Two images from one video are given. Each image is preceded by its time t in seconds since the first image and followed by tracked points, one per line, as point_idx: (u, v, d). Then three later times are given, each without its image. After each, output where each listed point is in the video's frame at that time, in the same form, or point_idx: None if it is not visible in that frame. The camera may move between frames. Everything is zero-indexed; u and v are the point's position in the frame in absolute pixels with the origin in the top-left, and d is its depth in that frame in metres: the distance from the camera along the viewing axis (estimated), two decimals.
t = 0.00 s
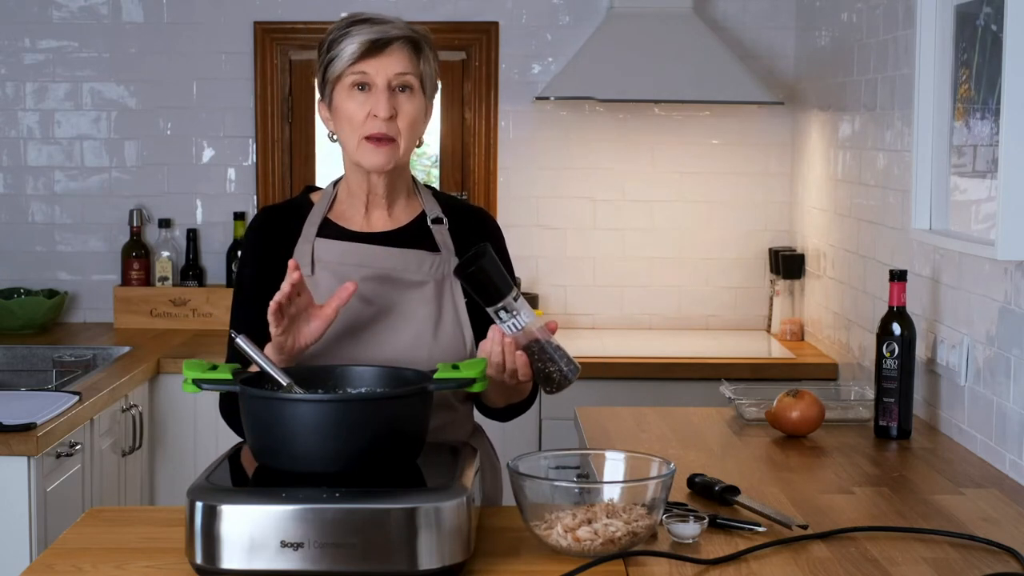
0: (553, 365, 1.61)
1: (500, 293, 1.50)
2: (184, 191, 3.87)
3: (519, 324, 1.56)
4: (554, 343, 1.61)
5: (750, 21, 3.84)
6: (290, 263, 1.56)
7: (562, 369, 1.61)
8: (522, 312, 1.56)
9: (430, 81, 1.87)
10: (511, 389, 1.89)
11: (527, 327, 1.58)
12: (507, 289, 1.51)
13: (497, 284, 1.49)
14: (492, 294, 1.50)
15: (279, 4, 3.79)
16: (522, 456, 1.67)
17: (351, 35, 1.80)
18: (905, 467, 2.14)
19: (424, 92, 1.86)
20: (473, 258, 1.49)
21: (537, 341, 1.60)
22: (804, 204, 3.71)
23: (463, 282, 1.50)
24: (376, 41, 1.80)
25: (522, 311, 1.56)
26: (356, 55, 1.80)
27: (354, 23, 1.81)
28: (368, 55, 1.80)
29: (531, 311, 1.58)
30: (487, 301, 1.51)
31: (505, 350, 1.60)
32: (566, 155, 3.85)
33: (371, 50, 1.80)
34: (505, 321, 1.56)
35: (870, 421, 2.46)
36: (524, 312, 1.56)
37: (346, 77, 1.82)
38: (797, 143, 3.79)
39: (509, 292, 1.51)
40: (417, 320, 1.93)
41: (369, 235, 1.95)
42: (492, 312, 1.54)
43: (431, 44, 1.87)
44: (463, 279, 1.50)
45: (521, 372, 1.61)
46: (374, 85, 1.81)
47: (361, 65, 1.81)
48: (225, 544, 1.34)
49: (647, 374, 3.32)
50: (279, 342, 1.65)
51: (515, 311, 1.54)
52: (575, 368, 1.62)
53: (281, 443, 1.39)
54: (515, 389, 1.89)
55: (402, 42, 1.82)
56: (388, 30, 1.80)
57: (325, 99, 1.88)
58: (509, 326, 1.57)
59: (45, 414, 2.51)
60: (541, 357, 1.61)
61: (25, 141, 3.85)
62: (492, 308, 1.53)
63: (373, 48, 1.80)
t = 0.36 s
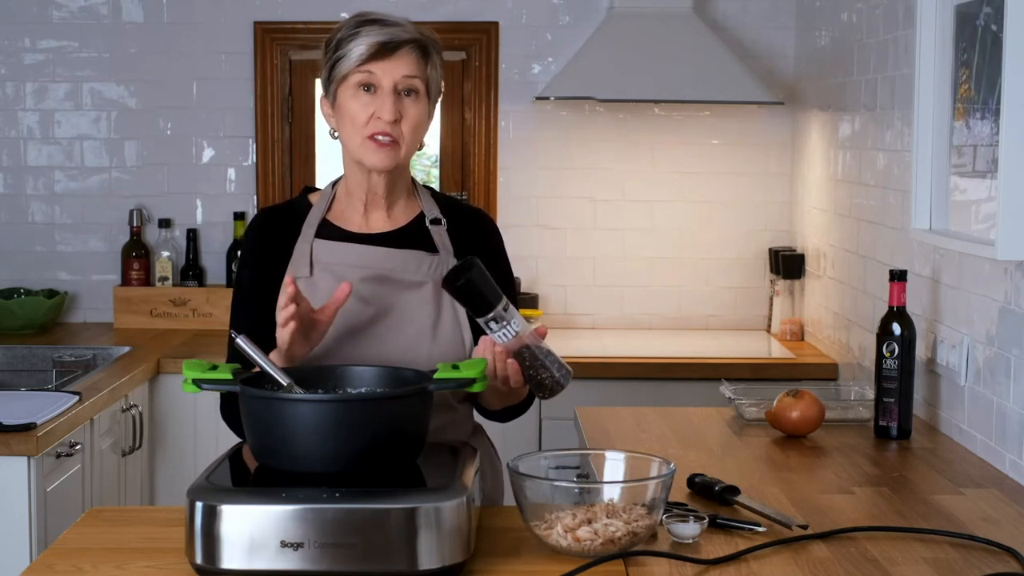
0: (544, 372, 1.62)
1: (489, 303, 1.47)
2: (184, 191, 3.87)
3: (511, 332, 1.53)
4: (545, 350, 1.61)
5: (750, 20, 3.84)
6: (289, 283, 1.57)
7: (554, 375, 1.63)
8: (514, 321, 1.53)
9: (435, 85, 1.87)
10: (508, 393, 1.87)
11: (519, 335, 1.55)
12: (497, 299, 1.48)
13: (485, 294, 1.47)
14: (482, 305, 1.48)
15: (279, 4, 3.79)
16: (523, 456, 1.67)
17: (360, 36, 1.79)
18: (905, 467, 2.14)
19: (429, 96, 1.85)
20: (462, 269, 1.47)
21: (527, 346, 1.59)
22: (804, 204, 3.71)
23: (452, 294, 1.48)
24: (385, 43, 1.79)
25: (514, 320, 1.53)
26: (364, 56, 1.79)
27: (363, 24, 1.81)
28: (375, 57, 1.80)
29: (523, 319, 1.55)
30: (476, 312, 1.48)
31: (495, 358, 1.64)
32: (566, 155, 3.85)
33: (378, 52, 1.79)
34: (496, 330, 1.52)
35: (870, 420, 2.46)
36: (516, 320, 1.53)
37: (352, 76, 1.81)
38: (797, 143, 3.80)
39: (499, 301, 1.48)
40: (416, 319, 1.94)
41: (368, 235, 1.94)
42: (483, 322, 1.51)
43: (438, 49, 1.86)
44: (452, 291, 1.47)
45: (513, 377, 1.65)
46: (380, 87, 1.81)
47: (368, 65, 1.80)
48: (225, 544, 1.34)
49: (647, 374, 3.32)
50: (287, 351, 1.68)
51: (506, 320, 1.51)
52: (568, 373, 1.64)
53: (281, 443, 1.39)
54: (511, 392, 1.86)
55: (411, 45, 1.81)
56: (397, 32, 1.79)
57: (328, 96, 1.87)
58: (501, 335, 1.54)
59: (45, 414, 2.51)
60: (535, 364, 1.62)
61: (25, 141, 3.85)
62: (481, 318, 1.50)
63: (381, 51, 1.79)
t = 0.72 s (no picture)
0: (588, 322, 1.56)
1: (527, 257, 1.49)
2: (184, 191, 3.87)
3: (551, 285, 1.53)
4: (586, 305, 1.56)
5: (750, 21, 3.84)
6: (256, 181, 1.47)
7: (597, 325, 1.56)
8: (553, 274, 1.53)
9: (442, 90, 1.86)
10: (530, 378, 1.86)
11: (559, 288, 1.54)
12: (535, 251, 1.49)
13: (522, 247, 1.49)
14: (520, 259, 1.50)
15: (279, 4, 3.79)
16: (523, 456, 1.67)
17: (369, 44, 1.78)
18: (905, 467, 2.14)
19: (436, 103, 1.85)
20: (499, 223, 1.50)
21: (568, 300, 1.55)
22: (804, 204, 3.71)
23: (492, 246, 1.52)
24: (394, 53, 1.78)
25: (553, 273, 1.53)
26: (372, 65, 1.78)
27: (372, 31, 1.79)
28: (384, 67, 1.79)
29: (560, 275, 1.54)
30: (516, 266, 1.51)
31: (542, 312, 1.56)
32: (566, 155, 3.85)
33: (387, 62, 1.79)
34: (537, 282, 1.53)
35: (870, 421, 2.46)
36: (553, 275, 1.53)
37: (360, 84, 1.80)
38: (797, 143, 3.80)
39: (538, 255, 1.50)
40: (417, 318, 1.93)
41: (370, 234, 1.95)
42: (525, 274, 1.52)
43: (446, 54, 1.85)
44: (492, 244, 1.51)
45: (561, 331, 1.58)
46: (387, 96, 1.80)
47: (377, 75, 1.79)
48: (225, 544, 1.34)
49: (647, 374, 3.32)
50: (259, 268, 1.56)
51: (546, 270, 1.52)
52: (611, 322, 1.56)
53: (281, 443, 1.39)
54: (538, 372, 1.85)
55: (420, 56, 1.80)
56: (406, 42, 1.78)
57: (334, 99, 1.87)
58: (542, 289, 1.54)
59: (45, 414, 2.51)
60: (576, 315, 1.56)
61: (25, 141, 3.85)
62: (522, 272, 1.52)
63: (390, 62, 1.79)
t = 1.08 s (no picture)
0: (590, 383, 1.72)
1: (545, 312, 1.61)
2: (184, 191, 3.87)
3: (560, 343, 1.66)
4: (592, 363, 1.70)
5: (749, 20, 3.84)
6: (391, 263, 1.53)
7: (598, 385, 1.73)
8: (564, 332, 1.66)
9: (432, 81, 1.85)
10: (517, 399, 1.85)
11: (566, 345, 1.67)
12: (551, 309, 1.62)
13: (541, 304, 1.60)
14: (536, 315, 1.62)
15: (279, 4, 3.79)
16: (523, 456, 1.67)
17: (348, 43, 1.79)
18: (905, 467, 2.14)
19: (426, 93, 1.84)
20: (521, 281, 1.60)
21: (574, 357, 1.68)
22: (804, 204, 3.71)
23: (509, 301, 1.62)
24: (373, 49, 1.78)
25: (564, 332, 1.66)
26: (353, 63, 1.79)
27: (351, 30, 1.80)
28: (365, 63, 1.79)
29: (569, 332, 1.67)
30: (529, 320, 1.63)
31: (545, 366, 1.60)
32: (566, 155, 3.85)
33: (367, 58, 1.79)
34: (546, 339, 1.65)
35: (870, 421, 2.46)
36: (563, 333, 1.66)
37: (344, 84, 1.81)
38: (797, 143, 3.80)
39: (553, 314, 1.63)
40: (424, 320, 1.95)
41: (380, 234, 1.94)
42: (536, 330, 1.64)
43: (431, 43, 1.84)
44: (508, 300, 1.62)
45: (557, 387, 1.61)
46: (372, 92, 1.80)
47: (359, 72, 1.80)
48: (225, 544, 1.34)
49: (647, 374, 3.32)
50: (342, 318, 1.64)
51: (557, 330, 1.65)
52: (609, 382, 1.73)
53: (281, 443, 1.39)
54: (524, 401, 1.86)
55: (400, 47, 1.80)
56: (384, 35, 1.79)
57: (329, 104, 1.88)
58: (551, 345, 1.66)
59: (45, 414, 2.51)
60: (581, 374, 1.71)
61: (25, 141, 3.84)
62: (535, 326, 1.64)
63: (370, 56, 1.79)
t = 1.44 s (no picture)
0: (580, 375, 1.72)
1: (533, 307, 1.59)
2: (184, 191, 3.87)
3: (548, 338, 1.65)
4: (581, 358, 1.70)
5: (749, 20, 3.84)
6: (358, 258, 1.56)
7: (586, 378, 1.72)
8: (552, 326, 1.65)
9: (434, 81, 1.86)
10: (511, 393, 1.90)
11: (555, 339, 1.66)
12: (539, 303, 1.60)
13: (529, 299, 1.58)
14: (525, 309, 1.59)
15: (279, 4, 3.79)
16: (522, 456, 1.67)
17: (354, 44, 1.79)
18: (906, 467, 2.13)
19: (429, 94, 1.85)
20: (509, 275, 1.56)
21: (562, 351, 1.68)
22: (804, 203, 3.71)
23: (496, 297, 1.58)
24: (380, 50, 1.78)
25: (552, 325, 1.65)
26: (360, 65, 1.78)
27: (356, 31, 1.79)
28: (372, 64, 1.79)
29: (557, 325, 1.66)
30: (518, 315, 1.60)
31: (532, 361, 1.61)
32: (566, 155, 3.85)
33: (374, 60, 1.79)
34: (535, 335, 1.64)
35: (869, 420, 2.46)
36: (552, 327, 1.65)
37: (350, 85, 1.81)
38: (797, 143, 3.80)
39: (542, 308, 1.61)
40: (418, 319, 1.94)
41: (375, 234, 1.94)
42: (524, 325, 1.63)
43: (433, 43, 1.85)
44: (497, 295, 1.57)
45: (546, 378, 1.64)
46: (379, 94, 1.80)
47: (366, 74, 1.80)
48: (225, 544, 1.34)
49: (647, 374, 3.32)
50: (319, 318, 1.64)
51: (545, 325, 1.64)
52: (598, 376, 1.73)
53: (281, 443, 1.39)
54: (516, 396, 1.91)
55: (406, 48, 1.81)
56: (391, 37, 1.78)
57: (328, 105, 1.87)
58: (539, 339, 1.65)
59: (45, 414, 2.51)
60: (570, 367, 1.71)
61: (25, 141, 3.84)
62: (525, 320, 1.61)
63: (377, 58, 1.79)
